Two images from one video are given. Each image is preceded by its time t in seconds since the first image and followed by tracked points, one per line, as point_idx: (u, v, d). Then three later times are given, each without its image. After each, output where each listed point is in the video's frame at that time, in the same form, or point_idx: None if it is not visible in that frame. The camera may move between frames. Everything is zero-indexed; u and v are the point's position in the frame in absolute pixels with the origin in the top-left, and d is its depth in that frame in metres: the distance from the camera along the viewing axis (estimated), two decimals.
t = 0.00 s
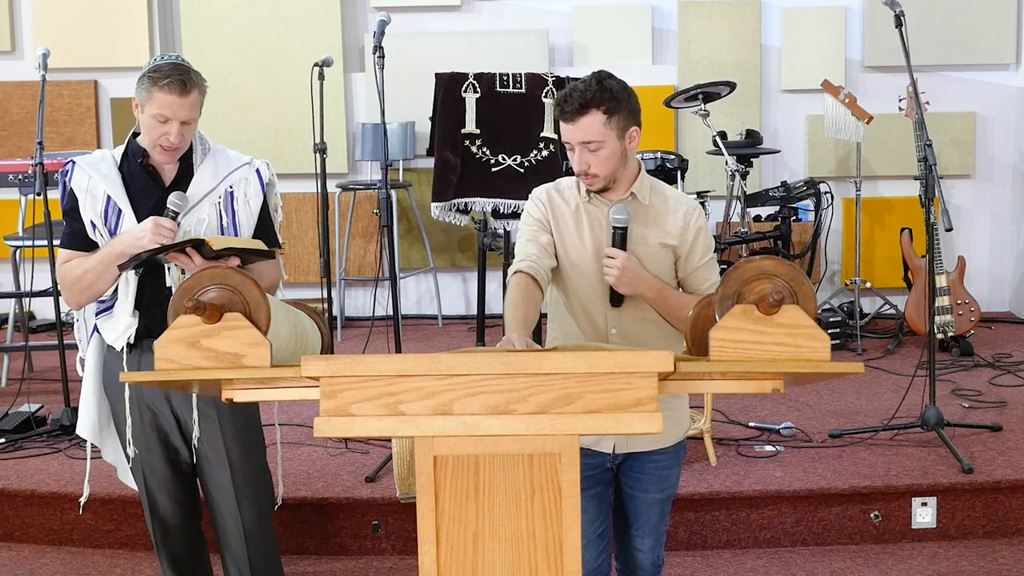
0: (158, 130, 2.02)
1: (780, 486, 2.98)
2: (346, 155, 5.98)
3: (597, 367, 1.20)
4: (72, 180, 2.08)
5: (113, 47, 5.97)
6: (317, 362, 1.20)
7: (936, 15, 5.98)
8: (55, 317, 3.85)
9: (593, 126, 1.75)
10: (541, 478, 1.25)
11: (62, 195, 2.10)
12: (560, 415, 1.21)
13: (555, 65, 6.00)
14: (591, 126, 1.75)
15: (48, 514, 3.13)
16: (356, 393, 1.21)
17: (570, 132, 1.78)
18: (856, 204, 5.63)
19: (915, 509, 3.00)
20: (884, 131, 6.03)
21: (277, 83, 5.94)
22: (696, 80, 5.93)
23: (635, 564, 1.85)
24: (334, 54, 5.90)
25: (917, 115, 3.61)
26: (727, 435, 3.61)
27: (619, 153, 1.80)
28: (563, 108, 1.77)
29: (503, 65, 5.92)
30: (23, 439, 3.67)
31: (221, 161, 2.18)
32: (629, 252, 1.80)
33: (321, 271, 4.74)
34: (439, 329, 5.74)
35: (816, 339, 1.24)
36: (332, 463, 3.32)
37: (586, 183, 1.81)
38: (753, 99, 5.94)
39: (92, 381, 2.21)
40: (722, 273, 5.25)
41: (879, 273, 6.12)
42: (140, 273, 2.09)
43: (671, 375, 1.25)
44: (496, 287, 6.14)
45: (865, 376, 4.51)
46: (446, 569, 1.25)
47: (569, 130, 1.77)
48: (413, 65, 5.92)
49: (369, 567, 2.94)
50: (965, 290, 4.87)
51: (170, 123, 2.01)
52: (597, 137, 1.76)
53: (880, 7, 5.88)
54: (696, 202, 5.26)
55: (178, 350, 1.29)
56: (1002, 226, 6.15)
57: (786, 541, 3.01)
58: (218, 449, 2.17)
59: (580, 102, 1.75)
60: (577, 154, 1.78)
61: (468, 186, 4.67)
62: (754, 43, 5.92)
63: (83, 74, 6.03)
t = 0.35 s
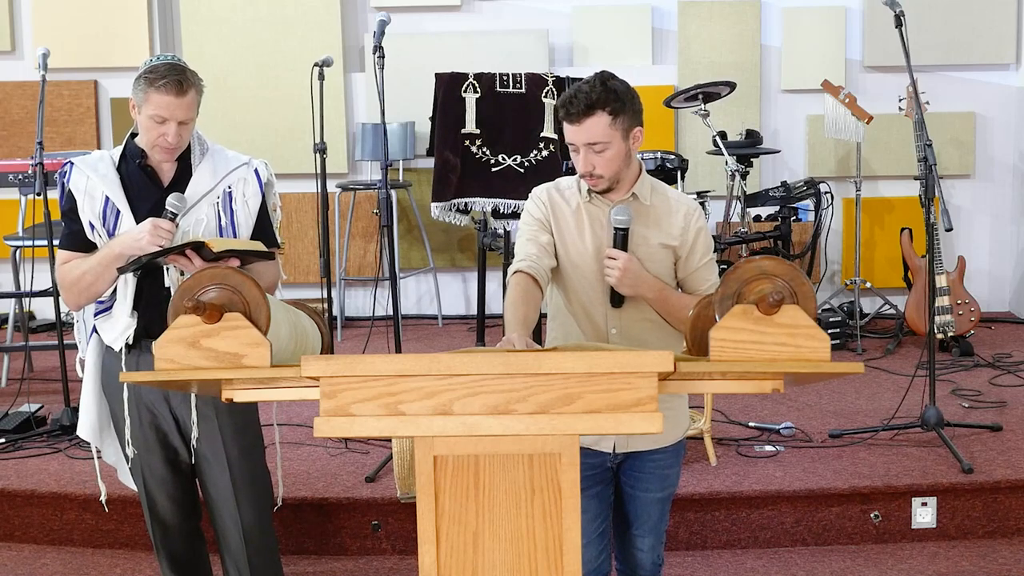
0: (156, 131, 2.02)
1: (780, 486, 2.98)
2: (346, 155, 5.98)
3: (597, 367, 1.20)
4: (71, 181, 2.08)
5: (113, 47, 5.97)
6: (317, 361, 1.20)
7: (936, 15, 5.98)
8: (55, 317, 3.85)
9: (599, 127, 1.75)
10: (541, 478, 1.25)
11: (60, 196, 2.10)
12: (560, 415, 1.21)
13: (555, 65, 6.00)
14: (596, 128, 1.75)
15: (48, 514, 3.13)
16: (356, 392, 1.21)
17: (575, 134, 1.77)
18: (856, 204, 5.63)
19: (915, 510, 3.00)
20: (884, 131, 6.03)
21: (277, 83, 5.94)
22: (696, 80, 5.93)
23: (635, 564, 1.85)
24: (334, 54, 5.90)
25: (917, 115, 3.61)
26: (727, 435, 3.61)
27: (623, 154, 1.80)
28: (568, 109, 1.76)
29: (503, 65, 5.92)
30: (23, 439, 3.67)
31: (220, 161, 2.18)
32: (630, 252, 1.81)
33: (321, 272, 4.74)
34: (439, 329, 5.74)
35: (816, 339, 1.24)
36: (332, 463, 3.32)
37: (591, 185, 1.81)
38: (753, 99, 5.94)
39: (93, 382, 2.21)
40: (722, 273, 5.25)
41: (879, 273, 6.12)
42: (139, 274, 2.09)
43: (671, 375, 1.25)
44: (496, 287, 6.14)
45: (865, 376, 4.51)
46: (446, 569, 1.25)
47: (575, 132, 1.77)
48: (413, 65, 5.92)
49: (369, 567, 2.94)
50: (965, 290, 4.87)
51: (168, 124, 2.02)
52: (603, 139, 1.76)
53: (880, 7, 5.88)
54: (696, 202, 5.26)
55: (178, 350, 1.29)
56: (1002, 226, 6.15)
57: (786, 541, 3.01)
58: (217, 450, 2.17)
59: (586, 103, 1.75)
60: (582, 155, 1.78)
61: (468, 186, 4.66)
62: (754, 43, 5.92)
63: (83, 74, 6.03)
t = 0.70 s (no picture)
0: (154, 131, 2.02)
1: (780, 486, 2.98)
2: (346, 155, 5.98)
3: (597, 367, 1.20)
4: (68, 182, 2.08)
5: (113, 47, 5.97)
6: (317, 361, 1.20)
7: (936, 15, 5.98)
8: (55, 317, 3.85)
9: (597, 128, 1.75)
10: (541, 478, 1.25)
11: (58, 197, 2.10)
12: (561, 415, 1.21)
13: (555, 65, 6.00)
14: (596, 130, 1.75)
15: (48, 515, 3.13)
16: (356, 393, 1.21)
17: (574, 137, 1.77)
18: (856, 204, 5.63)
19: (915, 510, 3.00)
20: (884, 131, 6.03)
21: (277, 83, 5.94)
22: (696, 80, 5.93)
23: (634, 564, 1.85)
24: (334, 54, 5.90)
25: (917, 115, 3.61)
26: (727, 435, 3.61)
27: (623, 155, 1.80)
28: (567, 112, 1.76)
29: (503, 65, 5.91)
30: (23, 439, 3.67)
31: (218, 162, 2.17)
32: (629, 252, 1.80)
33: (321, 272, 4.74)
34: (439, 329, 5.74)
35: (816, 339, 1.24)
36: (332, 463, 3.32)
37: (594, 187, 1.81)
38: (753, 99, 5.94)
39: (92, 383, 2.22)
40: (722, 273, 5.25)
41: (879, 273, 6.12)
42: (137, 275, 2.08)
43: (671, 375, 1.25)
44: (496, 287, 6.14)
45: (865, 376, 4.51)
46: (446, 569, 1.25)
47: (574, 135, 1.77)
48: (413, 65, 5.92)
49: (369, 567, 2.94)
50: (965, 290, 4.87)
51: (166, 124, 2.01)
52: (603, 140, 1.76)
53: (880, 7, 5.88)
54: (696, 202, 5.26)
55: (177, 351, 1.29)
56: (1002, 226, 6.14)
57: (786, 541, 3.01)
58: (217, 450, 2.17)
59: (584, 105, 1.75)
60: (583, 157, 1.78)
61: (468, 187, 4.66)
62: (754, 43, 5.92)
63: (83, 74, 6.03)
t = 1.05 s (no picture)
0: (155, 125, 2.02)
1: (780, 486, 2.98)
2: (346, 155, 5.98)
3: (597, 367, 1.20)
4: (69, 182, 2.08)
5: (113, 47, 5.97)
6: (317, 361, 1.20)
7: (936, 15, 5.98)
8: (55, 317, 3.85)
9: (593, 129, 1.75)
10: (540, 478, 1.25)
11: (57, 196, 2.10)
12: (561, 415, 1.21)
13: (555, 65, 6.01)
14: (592, 130, 1.75)
15: (48, 514, 3.13)
16: (356, 393, 1.21)
17: (571, 137, 1.77)
18: (856, 204, 5.63)
19: (915, 510, 3.00)
20: (884, 131, 6.03)
21: (277, 83, 5.94)
22: (696, 80, 5.93)
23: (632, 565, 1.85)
24: (334, 54, 5.90)
25: (917, 115, 3.61)
26: (727, 435, 3.61)
27: (620, 155, 1.80)
28: (563, 113, 1.76)
29: (503, 65, 5.91)
30: (23, 439, 3.67)
31: (218, 161, 2.18)
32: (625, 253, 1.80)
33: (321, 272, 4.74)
34: (439, 329, 5.74)
35: (816, 339, 1.24)
36: (332, 463, 3.32)
37: (590, 186, 1.81)
38: (753, 99, 5.94)
39: (94, 383, 2.22)
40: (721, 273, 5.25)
41: (879, 273, 6.12)
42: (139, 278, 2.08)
43: (671, 376, 1.25)
44: (496, 287, 6.14)
45: (865, 376, 4.51)
46: (446, 569, 1.25)
47: (570, 135, 1.77)
48: (413, 66, 5.92)
49: (369, 567, 2.94)
50: (965, 290, 4.87)
51: (165, 115, 2.02)
52: (599, 141, 1.76)
53: (880, 7, 5.88)
54: (696, 202, 5.26)
55: (177, 351, 1.29)
56: (1002, 226, 6.14)
57: (786, 541, 3.01)
58: (220, 448, 2.17)
59: (580, 106, 1.75)
60: (580, 157, 1.78)
61: (468, 187, 4.66)
62: (754, 43, 5.92)
63: (83, 74, 6.03)
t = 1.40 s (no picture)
0: (156, 123, 2.02)
1: (780, 486, 2.98)
2: (346, 155, 5.98)
3: (597, 367, 1.20)
4: (73, 181, 2.06)
5: (113, 47, 5.97)
6: (317, 361, 1.20)
7: (936, 15, 5.98)
8: (55, 317, 3.84)
9: (595, 129, 1.74)
10: (540, 478, 1.25)
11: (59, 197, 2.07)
12: (560, 415, 1.21)
13: (555, 65, 6.01)
14: (592, 130, 1.75)
15: (48, 514, 3.13)
16: (356, 393, 1.21)
17: (571, 137, 1.77)
18: (856, 204, 5.63)
19: (915, 510, 3.00)
20: (884, 131, 6.03)
21: (277, 83, 5.94)
22: (696, 80, 5.93)
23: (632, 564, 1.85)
24: (334, 54, 5.90)
25: (917, 115, 3.61)
26: (727, 435, 3.61)
27: (620, 154, 1.80)
28: (563, 112, 1.76)
29: (504, 65, 5.92)
30: (23, 439, 3.67)
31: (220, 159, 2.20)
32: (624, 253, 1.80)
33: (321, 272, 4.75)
34: (439, 329, 5.74)
35: (817, 339, 1.24)
36: (332, 463, 3.32)
37: (591, 186, 1.81)
38: (753, 99, 5.94)
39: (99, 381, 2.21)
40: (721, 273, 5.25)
41: (879, 273, 6.12)
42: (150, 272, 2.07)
43: (671, 375, 1.25)
44: (496, 287, 6.14)
45: (865, 376, 4.52)
46: (446, 569, 1.25)
47: (571, 135, 1.77)
48: (413, 66, 5.92)
49: (368, 567, 2.94)
50: (965, 290, 4.87)
51: (165, 111, 2.01)
52: (599, 140, 1.76)
53: (880, 7, 5.88)
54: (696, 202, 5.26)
55: (177, 351, 1.29)
56: (1002, 226, 6.14)
57: (786, 541, 3.01)
58: (228, 443, 2.17)
59: (580, 106, 1.75)
60: (580, 157, 1.78)
61: (468, 187, 4.66)
62: (754, 43, 5.92)
63: (83, 74, 6.03)
